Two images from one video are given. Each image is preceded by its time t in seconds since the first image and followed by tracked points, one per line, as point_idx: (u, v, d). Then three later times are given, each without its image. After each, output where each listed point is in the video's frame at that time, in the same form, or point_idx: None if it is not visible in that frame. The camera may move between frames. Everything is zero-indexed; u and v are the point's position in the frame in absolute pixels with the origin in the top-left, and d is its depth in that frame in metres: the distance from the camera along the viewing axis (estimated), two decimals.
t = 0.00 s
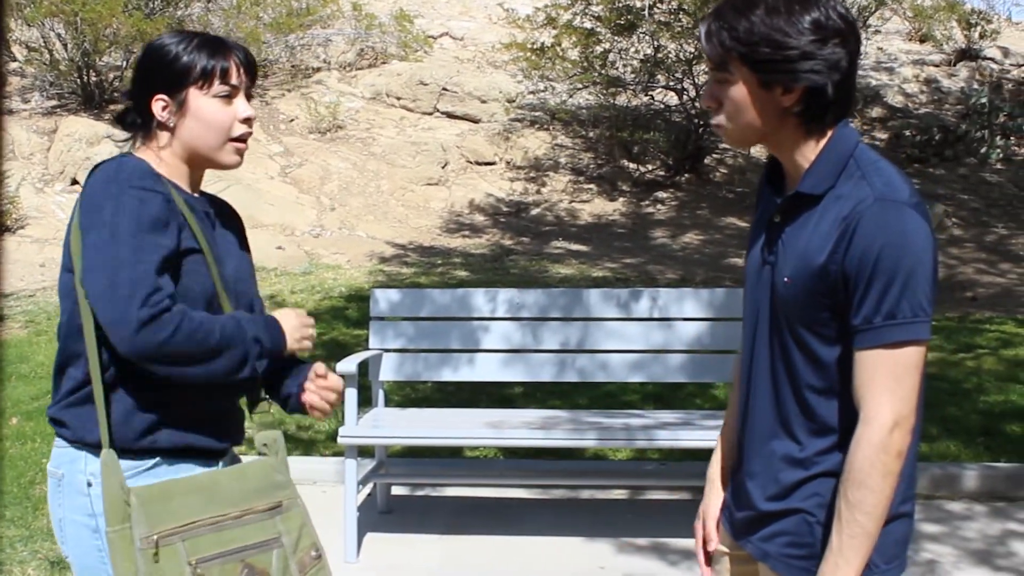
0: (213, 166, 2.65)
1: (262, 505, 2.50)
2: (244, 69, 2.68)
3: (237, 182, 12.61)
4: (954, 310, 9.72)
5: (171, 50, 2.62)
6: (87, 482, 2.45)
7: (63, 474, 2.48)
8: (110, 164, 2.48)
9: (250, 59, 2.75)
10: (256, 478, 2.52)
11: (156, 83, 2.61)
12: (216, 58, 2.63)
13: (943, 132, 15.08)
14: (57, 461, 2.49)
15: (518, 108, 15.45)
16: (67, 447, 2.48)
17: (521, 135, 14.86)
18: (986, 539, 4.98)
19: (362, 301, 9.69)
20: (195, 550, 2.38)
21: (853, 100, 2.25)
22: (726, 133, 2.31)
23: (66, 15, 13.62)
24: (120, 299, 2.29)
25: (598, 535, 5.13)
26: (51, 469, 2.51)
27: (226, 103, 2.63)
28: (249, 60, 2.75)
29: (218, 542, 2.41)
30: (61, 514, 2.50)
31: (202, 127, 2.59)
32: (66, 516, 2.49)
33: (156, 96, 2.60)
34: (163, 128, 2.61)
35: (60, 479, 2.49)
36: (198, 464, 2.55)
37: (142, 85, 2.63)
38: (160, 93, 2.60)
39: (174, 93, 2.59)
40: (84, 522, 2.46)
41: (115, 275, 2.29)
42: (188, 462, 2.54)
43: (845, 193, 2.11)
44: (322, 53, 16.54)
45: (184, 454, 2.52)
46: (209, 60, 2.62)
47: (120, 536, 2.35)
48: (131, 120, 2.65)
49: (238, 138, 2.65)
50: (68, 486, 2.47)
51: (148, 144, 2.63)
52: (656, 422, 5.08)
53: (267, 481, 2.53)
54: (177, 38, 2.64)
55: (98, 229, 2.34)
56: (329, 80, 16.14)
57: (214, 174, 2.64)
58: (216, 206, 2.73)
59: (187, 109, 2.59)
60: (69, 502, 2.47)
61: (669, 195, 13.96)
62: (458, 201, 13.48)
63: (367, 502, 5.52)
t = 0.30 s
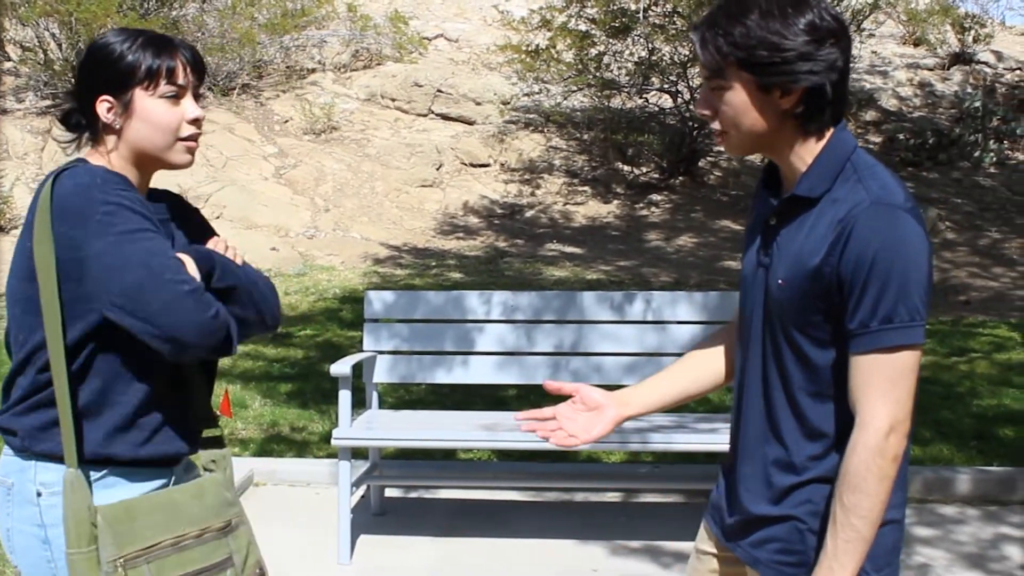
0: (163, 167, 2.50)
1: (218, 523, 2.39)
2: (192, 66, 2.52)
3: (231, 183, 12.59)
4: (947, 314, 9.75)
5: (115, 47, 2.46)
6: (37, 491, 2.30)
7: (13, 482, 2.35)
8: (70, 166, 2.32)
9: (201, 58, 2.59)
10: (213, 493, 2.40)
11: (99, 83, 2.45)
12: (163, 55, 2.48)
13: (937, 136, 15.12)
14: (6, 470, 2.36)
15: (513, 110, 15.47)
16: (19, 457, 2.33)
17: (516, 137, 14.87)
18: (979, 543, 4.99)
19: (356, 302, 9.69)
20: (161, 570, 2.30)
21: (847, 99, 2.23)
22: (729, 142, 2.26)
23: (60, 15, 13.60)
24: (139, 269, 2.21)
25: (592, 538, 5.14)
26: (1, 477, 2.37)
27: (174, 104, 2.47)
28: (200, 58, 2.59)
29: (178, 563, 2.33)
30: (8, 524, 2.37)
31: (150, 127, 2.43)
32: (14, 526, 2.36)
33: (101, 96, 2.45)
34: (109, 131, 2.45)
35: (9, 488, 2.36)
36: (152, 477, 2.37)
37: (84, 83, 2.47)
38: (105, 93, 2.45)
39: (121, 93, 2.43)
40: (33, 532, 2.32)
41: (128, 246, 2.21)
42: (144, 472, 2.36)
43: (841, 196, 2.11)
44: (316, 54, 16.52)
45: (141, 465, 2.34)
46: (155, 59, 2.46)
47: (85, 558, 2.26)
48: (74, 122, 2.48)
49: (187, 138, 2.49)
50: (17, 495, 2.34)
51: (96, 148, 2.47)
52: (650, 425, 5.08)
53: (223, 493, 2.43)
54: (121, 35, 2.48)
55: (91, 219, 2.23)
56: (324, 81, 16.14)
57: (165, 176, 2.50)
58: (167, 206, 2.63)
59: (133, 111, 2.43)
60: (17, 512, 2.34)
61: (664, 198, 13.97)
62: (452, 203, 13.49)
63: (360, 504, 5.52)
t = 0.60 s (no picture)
0: (140, 170, 2.52)
1: (198, 526, 2.43)
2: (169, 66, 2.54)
3: (235, 187, 12.60)
4: (952, 318, 9.75)
5: (91, 49, 2.47)
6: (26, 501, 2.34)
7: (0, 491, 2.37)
8: (52, 185, 2.34)
9: (177, 56, 2.61)
10: (189, 498, 2.43)
11: (74, 85, 2.46)
12: (141, 56, 2.49)
13: (941, 140, 15.11)
14: None
15: (518, 114, 15.48)
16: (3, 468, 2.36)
17: (520, 140, 14.87)
18: (984, 548, 4.99)
19: (361, 305, 9.70)
20: None
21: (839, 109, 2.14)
22: (714, 139, 2.19)
23: (66, 19, 13.62)
24: (98, 317, 2.26)
25: (595, 541, 5.14)
26: None
27: (152, 105, 2.49)
28: (176, 56, 2.61)
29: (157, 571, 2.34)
30: None
31: (128, 129, 2.45)
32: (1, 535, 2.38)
33: (78, 99, 2.46)
34: (86, 133, 2.47)
35: None
36: (139, 484, 2.43)
37: (59, 84, 2.47)
38: (81, 95, 2.46)
39: (99, 95, 2.45)
40: (23, 542, 2.36)
41: (92, 291, 2.26)
42: (130, 480, 2.42)
43: (825, 199, 2.01)
44: (321, 57, 16.55)
45: (127, 473, 2.41)
46: (133, 59, 2.48)
47: None
48: (48, 124, 2.52)
49: (165, 138, 2.52)
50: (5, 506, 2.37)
51: (73, 151, 2.49)
52: (655, 429, 5.08)
53: (195, 496, 2.45)
54: (97, 36, 2.50)
55: (63, 249, 2.26)
56: (328, 84, 16.17)
57: (141, 177, 2.52)
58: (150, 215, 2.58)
59: (111, 112, 2.45)
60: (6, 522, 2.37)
61: (668, 201, 13.96)
62: (456, 206, 13.50)
63: (365, 508, 5.52)
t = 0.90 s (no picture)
0: (160, 173, 2.51)
1: (228, 532, 2.43)
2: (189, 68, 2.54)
3: (253, 191, 12.63)
4: (970, 321, 9.72)
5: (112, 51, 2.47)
6: (64, 502, 2.32)
7: (38, 493, 2.35)
8: (72, 191, 2.31)
9: (196, 60, 2.62)
10: (218, 504, 2.44)
11: (97, 86, 2.45)
12: (161, 58, 2.49)
13: (959, 142, 15.08)
14: (31, 480, 2.36)
15: (534, 117, 15.45)
16: (43, 469, 2.34)
17: (537, 144, 14.87)
18: (1004, 552, 4.97)
19: (378, 308, 9.70)
20: None
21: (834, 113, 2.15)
22: (712, 137, 2.18)
23: (84, 24, 13.67)
24: (127, 318, 2.24)
25: (614, 545, 5.13)
26: (24, 488, 2.37)
27: (172, 107, 2.49)
28: (195, 61, 2.62)
29: None
30: (32, 535, 2.37)
31: (148, 131, 2.44)
32: (38, 538, 2.36)
33: (97, 99, 2.45)
34: (107, 134, 2.45)
35: (33, 499, 2.36)
36: (172, 487, 2.41)
37: (79, 86, 2.47)
38: (101, 95, 2.45)
39: (119, 96, 2.44)
40: (59, 544, 2.34)
41: (119, 290, 2.24)
42: (164, 482, 2.40)
43: (816, 197, 2.00)
44: (337, 62, 16.62)
45: (161, 475, 2.38)
46: (154, 62, 2.48)
47: None
48: (68, 125, 2.49)
49: (184, 142, 2.51)
50: (43, 506, 2.35)
51: (93, 152, 2.47)
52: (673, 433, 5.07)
53: (224, 503, 2.46)
54: (117, 39, 2.49)
55: (88, 253, 2.24)
56: (345, 88, 16.20)
57: (159, 180, 2.50)
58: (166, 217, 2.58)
59: (131, 113, 2.44)
60: (43, 522, 2.35)
61: (685, 204, 13.94)
62: (473, 209, 13.51)
63: (383, 511, 5.53)
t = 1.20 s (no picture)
0: (201, 178, 2.64)
1: (273, 530, 2.55)
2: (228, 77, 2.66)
3: (262, 198, 12.65)
4: (978, 328, 9.71)
5: (151, 60, 2.60)
6: (115, 500, 2.48)
7: (90, 491, 2.50)
8: (121, 199, 2.46)
9: (234, 67, 2.73)
10: (263, 503, 2.56)
11: (138, 95, 2.58)
12: (199, 67, 2.62)
13: (967, 149, 15.04)
14: (83, 479, 2.51)
15: (542, 123, 15.45)
16: (96, 468, 2.49)
17: (545, 150, 14.88)
18: (1011, 559, 4.96)
19: (386, 315, 9.71)
20: None
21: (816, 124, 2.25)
22: (699, 145, 2.27)
23: (93, 30, 13.69)
24: (178, 321, 2.38)
25: (621, 552, 5.14)
26: (77, 486, 2.53)
27: (211, 114, 2.61)
28: (233, 67, 2.73)
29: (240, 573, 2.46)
30: (85, 532, 2.53)
31: (188, 138, 2.57)
32: (91, 534, 2.51)
33: (139, 108, 2.58)
34: (148, 141, 2.59)
35: (85, 497, 2.51)
36: (219, 485, 2.56)
37: (122, 94, 2.60)
38: (143, 105, 2.58)
39: (159, 105, 2.57)
40: (112, 541, 2.50)
41: (171, 293, 2.38)
42: (213, 480, 2.54)
43: (796, 201, 2.10)
44: (346, 69, 16.54)
45: (209, 474, 2.52)
46: (192, 71, 2.60)
47: None
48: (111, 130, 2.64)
49: (223, 147, 2.63)
50: (94, 503, 2.50)
51: (137, 159, 2.62)
52: (679, 439, 5.07)
53: (270, 502, 2.57)
54: (158, 47, 2.62)
55: (139, 259, 2.38)
56: (354, 95, 16.21)
57: (201, 184, 2.63)
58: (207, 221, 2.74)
59: (171, 121, 2.57)
60: (95, 519, 2.51)
61: (693, 211, 13.93)
62: (481, 216, 13.52)
63: (391, 517, 5.54)
